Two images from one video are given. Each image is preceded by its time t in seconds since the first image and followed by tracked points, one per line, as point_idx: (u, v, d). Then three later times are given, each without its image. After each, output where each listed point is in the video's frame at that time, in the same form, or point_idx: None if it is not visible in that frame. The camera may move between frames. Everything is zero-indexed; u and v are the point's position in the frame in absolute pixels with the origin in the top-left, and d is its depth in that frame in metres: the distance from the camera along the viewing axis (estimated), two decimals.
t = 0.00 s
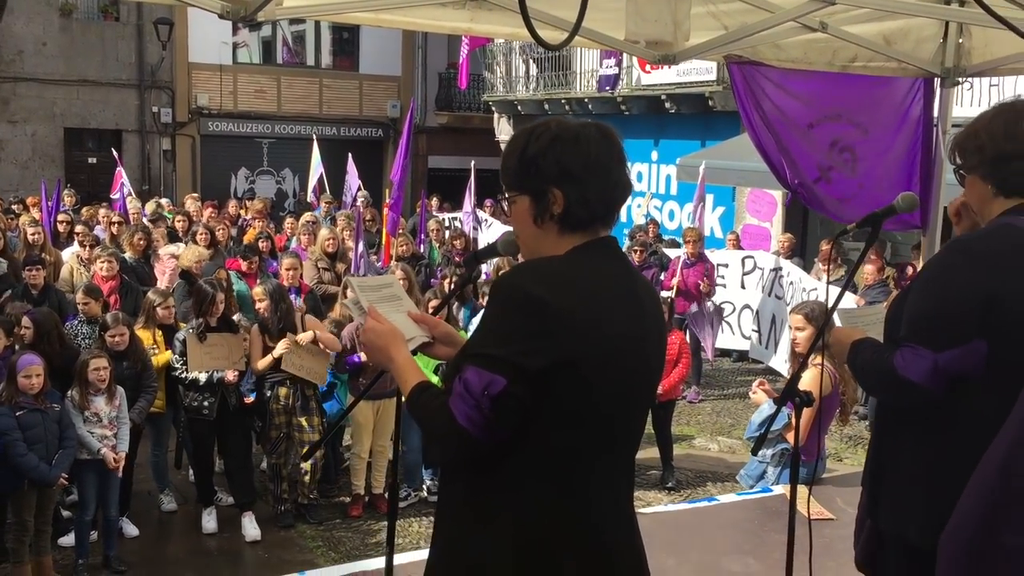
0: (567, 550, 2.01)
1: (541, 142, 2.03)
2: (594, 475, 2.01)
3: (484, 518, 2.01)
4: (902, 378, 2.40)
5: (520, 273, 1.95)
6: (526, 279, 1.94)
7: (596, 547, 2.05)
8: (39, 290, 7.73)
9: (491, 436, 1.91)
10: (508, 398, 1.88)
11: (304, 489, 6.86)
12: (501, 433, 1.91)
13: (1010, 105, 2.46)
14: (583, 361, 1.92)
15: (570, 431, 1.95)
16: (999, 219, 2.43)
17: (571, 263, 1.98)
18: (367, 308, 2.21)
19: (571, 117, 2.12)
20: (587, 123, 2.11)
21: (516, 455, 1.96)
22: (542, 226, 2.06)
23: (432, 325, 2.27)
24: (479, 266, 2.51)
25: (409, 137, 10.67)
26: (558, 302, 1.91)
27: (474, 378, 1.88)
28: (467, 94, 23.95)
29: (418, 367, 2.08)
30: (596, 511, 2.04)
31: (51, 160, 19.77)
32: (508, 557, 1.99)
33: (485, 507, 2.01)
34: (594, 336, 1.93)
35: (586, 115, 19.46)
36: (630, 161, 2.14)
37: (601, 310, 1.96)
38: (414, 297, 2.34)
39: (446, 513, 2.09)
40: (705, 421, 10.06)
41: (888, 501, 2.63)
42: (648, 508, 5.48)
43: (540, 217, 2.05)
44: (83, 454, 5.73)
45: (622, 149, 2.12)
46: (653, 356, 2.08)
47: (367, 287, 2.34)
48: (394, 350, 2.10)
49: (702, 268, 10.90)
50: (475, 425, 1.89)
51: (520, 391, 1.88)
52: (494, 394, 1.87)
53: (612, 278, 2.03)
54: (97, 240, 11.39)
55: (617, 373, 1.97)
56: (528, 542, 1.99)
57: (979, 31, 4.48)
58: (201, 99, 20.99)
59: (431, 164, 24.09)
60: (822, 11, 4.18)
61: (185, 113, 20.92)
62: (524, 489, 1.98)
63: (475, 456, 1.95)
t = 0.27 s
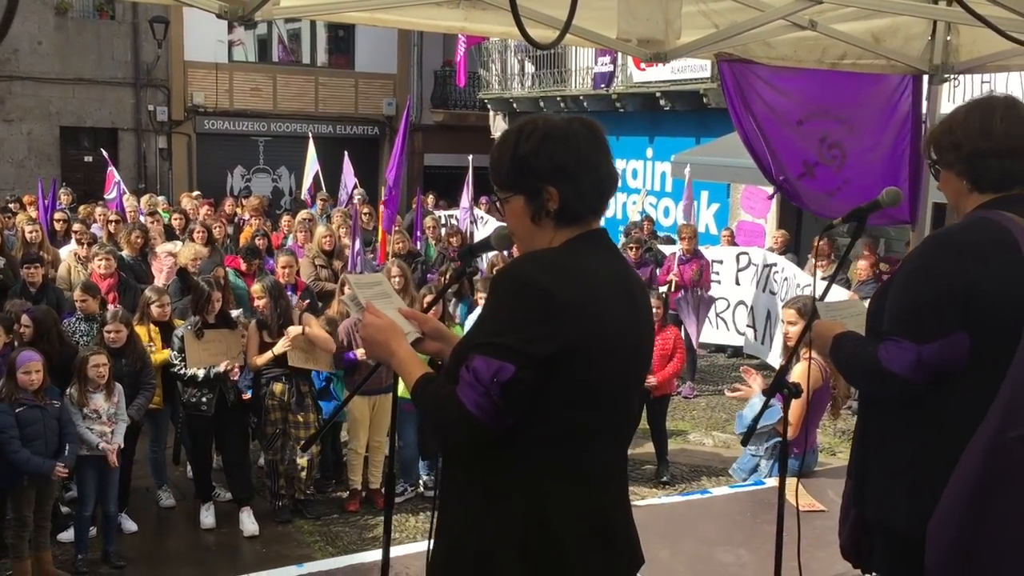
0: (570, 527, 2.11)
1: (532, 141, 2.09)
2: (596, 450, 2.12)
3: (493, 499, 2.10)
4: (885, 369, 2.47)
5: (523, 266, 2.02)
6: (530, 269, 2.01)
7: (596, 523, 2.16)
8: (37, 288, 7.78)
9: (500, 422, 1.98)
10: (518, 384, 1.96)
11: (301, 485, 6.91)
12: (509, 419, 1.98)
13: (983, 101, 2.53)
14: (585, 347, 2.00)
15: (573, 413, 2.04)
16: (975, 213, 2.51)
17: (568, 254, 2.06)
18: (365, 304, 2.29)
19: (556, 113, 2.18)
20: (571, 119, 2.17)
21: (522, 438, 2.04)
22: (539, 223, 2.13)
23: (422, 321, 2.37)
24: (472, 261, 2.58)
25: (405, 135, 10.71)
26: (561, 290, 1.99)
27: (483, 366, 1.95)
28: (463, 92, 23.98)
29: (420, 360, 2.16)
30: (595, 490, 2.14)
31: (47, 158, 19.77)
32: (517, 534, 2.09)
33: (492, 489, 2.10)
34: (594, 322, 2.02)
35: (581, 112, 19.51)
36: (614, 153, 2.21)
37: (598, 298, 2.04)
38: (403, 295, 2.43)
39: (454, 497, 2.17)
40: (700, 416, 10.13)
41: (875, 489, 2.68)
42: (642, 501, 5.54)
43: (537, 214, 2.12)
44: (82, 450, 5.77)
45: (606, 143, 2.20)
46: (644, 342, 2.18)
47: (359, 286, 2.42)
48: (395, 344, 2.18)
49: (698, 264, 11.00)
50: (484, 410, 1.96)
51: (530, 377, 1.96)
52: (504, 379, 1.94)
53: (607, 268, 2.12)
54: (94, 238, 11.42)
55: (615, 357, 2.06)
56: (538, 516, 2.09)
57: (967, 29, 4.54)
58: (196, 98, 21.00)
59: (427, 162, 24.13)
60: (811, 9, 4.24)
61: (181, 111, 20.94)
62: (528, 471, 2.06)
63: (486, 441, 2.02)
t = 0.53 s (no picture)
0: (567, 518, 2.16)
1: (520, 140, 2.14)
2: (590, 441, 2.17)
3: (493, 490, 2.15)
4: (867, 361, 2.50)
5: (520, 264, 2.08)
6: (529, 266, 2.07)
7: (594, 513, 2.21)
8: (34, 287, 7.83)
9: (503, 416, 2.03)
10: (522, 377, 2.01)
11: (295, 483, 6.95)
12: (511, 412, 2.04)
13: (970, 98, 2.56)
14: (583, 341, 2.06)
15: (571, 406, 2.10)
16: (951, 209, 2.57)
17: (559, 250, 2.12)
18: (358, 306, 2.35)
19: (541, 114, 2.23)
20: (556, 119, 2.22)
21: (521, 432, 2.10)
22: (530, 220, 2.18)
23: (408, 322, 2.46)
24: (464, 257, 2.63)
25: (402, 133, 10.75)
26: (560, 285, 2.05)
27: (487, 360, 2.00)
28: (459, 91, 24.01)
29: (417, 357, 2.22)
30: (593, 481, 2.20)
31: (43, 157, 19.78)
32: (520, 526, 2.14)
33: (493, 482, 2.15)
34: (589, 317, 2.07)
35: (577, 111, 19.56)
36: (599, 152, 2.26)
37: (592, 293, 2.10)
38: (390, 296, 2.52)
39: (455, 491, 2.22)
40: (694, 413, 10.19)
41: (858, 484, 2.72)
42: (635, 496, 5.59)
43: (529, 212, 2.18)
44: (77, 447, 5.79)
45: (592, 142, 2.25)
46: (634, 335, 2.24)
47: (348, 289, 2.51)
48: (391, 342, 2.24)
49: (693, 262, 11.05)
50: (487, 403, 2.00)
51: (533, 370, 2.02)
52: (508, 372, 1.99)
53: (599, 265, 2.18)
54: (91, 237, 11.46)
55: (609, 350, 2.13)
56: (538, 506, 2.15)
57: (954, 29, 4.59)
58: (192, 97, 21.02)
59: (423, 160, 24.17)
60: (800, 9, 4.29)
61: (177, 110, 20.97)
62: (527, 463, 2.12)
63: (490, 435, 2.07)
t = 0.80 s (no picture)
0: (559, 508, 2.19)
1: (509, 135, 2.16)
2: (580, 434, 2.20)
3: (482, 481, 2.18)
4: (854, 358, 2.52)
5: (509, 257, 2.10)
6: (518, 259, 2.10)
7: (583, 503, 2.24)
8: (33, 283, 7.86)
9: (492, 407, 2.05)
10: (510, 370, 2.03)
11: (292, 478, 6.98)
12: (500, 404, 2.06)
13: (955, 95, 2.57)
14: (573, 332, 2.09)
15: (560, 397, 2.13)
16: (933, 203, 2.60)
17: (548, 242, 2.16)
18: (349, 301, 2.36)
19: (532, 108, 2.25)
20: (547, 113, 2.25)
21: (510, 422, 2.13)
22: (517, 213, 2.20)
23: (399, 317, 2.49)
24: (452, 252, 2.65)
25: (400, 129, 10.77)
26: (548, 279, 2.07)
27: (476, 353, 2.03)
28: (458, 87, 24.00)
29: (406, 351, 2.25)
30: (582, 471, 2.23)
31: (42, 155, 19.78)
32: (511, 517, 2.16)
33: (484, 473, 2.17)
34: (579, 308, 2.10)
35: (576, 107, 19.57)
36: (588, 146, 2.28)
37: (581, 285, 2.13)
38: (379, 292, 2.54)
39: (445, 483, 2.24)
40: (692, 408, 10.21)
41: (843, 477, 2.72)
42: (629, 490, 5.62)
43: (516, 205, 2.20)
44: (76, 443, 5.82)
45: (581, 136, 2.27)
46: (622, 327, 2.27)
47: (340, 283, 2.54)
48: (382, 336, 2.25)
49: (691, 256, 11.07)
50: (476, 396, 2.03)
51: (521, 363, 2.03)
52: (497, 365, 2.01)
53: (588, 258, 2.21)
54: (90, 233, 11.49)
55: (598, 341, 2.16)
56: (530, 498, 2.16)
57: (945, 24, 4.62)
58: (192, 93, 21.03)
59: (422, 157, 24.16)
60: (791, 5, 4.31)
61: (176, 107, 20.98)
62: (517, 453, 2.14)
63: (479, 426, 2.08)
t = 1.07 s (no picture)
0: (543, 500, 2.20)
1: (497, 128, 2.17)
2: (567, 426, 2.21)
3: (467, 474, 2.19)
4: (850, 353, 2.52)
5: (494, 251, 2.11)
6: (503, 253, 2.10)
7: (569, 497, 2.25)
8: (36, 278, 7.88)
9: (476, 399, 2.07)
10: (493, 362, 2.04)
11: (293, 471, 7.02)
12: (483, 396, 2.07)
13: (942, 88, 2.58)
14: (559, 325, 2.10)
15: (545, 389, 2.14)
16: (924, 197, 2.61)
17: (534, 235, 2.16)
18: (339, 294, 2.38)
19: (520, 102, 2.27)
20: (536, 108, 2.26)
21: (496, 415, 2.14)
22: (504, 207, 2.21)
23: (392, 309, 2.50)
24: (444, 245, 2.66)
25: (403, 123, 10.78)
26: (533, 271, 2.09)
27: (459, 346, 2.04)
28: (462, 81, 23.97)
29: (395, 344, 2.26)
30: (568, 463, 2.24)
31: (47, 149, 19.82)
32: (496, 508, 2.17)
33: (471, 465, 2.19)
34: (564, 301, 2.11)
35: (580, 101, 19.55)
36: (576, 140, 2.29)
37: (567, 278, 2.14)
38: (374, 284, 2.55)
39: (432, 475, 2.26)
40: (694, 402, 10.22)
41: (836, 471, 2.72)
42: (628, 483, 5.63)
43: (502, 199, 2.21)
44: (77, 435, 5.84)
45: (569, 130, 2.28)
46: (610, 320, 2.27)
47: (332, 276, 2.55)
48: (371, 329, 2.27)
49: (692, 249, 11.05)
50: (460, 389, 2.05)
51: (504, 355, 2.05)
52: (479, 358, 2.03)
53: (575, 251, 2.22)
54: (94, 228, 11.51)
55: (585, 335, 2.17)
56: (516, 491, 2.18)
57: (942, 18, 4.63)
58: (196, 87, 21.06)
59: (427, 151, 24.15)
60: None
61: (180, 101, 21.01)
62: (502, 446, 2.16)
63: (463, 418, 2.10)
